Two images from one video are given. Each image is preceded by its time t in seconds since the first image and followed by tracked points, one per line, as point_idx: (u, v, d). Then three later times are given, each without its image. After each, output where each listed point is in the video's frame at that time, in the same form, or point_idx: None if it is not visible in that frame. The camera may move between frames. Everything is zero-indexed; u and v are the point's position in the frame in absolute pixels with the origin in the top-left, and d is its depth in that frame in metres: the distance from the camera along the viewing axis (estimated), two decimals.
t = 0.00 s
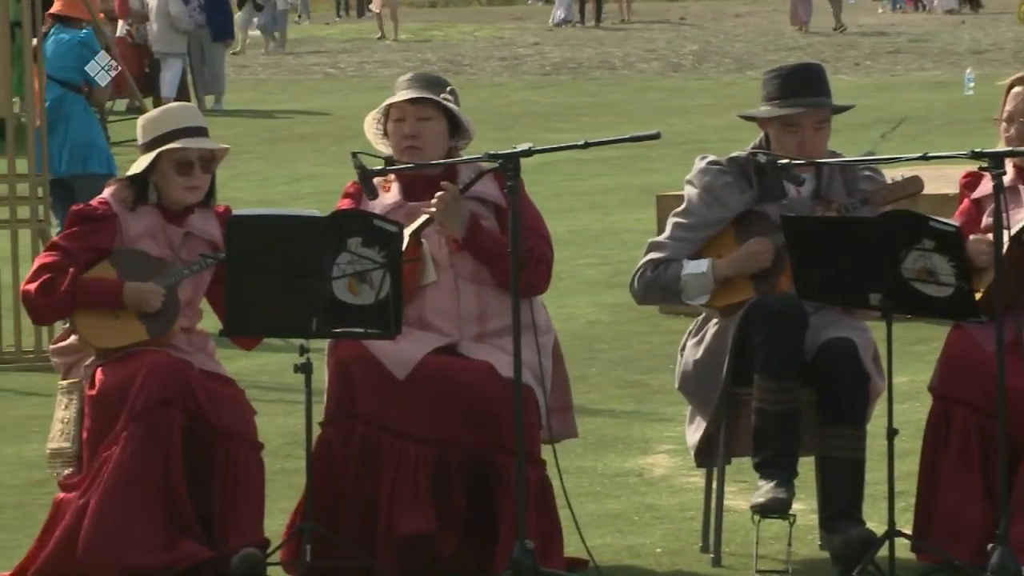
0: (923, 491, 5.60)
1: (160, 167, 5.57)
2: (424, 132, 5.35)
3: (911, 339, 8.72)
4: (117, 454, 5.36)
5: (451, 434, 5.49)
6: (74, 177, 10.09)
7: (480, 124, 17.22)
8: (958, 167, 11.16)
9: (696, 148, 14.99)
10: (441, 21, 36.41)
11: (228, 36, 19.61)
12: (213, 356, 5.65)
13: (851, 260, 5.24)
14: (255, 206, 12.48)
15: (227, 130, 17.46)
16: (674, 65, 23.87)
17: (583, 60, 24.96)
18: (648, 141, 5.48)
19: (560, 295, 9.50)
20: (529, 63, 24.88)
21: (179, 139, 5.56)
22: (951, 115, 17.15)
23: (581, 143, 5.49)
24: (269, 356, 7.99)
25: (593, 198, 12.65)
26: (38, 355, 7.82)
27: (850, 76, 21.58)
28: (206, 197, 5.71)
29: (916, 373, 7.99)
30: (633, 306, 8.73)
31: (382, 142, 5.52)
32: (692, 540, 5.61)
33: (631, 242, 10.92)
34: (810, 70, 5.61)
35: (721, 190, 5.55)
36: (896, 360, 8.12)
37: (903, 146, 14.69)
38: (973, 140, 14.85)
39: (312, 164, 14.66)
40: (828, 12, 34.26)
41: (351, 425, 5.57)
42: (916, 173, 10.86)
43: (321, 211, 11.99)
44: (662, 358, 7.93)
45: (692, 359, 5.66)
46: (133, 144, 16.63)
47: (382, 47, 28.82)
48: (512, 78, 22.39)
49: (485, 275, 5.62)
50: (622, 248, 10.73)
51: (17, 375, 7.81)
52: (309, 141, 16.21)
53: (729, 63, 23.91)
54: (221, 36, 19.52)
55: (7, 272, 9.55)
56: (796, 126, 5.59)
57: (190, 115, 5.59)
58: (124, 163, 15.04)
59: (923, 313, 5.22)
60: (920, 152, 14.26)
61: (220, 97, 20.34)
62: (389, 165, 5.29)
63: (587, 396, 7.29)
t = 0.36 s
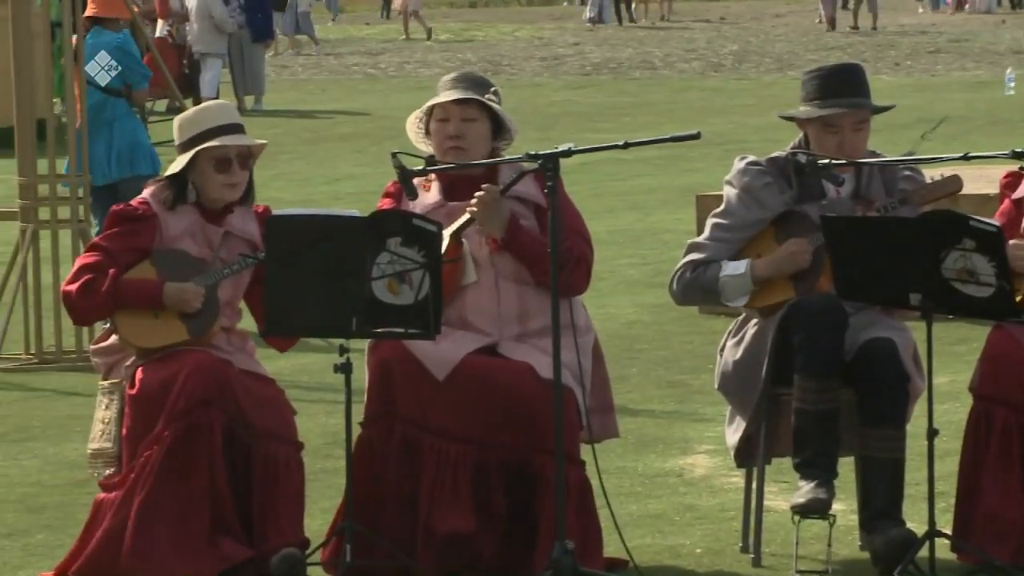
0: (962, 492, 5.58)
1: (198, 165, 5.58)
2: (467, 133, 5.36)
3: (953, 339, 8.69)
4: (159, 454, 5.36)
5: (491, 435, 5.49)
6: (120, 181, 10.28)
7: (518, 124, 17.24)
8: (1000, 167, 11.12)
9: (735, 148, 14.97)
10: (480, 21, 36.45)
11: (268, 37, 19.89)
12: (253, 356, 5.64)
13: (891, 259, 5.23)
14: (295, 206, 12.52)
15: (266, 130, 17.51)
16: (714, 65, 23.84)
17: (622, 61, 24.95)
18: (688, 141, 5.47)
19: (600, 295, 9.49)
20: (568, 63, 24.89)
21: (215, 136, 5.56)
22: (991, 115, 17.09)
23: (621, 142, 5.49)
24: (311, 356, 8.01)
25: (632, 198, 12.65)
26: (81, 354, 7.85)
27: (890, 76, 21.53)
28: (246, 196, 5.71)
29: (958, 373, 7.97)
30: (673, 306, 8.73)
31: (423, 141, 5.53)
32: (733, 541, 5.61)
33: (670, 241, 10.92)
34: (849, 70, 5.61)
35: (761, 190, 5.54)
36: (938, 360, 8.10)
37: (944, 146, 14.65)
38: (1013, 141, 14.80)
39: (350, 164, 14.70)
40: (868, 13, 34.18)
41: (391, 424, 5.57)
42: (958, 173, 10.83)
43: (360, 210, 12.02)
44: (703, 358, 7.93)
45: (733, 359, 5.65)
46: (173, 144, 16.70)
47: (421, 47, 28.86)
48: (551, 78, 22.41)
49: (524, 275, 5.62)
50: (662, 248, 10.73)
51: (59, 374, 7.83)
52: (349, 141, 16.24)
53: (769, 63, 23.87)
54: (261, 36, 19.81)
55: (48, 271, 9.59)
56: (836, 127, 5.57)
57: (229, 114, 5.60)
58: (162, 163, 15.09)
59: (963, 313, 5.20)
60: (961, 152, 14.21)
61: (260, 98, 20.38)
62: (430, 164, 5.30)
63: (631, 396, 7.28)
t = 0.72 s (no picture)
0: (1003, 492, 5.57)
1: (234, 162, 5.59)
2: (516, 138, 5.47)
3: (995, 339, 8.68)
4: (201, 453, 5.35)
5: (531, 435, 5.49)
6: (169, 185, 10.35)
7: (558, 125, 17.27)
8: None
9: (776, 149, 14.96)
10: (520, 22, 36.49)
11: (307, 37, 20.06)
12: (294, 356, 5.63)
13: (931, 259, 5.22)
14: (334, 206, 12.55)
15: (305, 131, 17.55)
16: (754, 65, 23.84)
17: (662, 61, 24.97)
18: (729, 141, 5.47)
19: (641, 296, 9.49)
20: (607, 64, 24.91)
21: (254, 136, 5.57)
22: None
23: (660, 142, 5.48)
24: (352, 356, 8.04)
25: (672, 199, 12.65)
26: (123, 354, 7.88)
27: (930, 76, 21.50)
28: (281, 194, 5.72)
29: (1000, 372, 7.96)
30: (714, 306, 8.74)
31: (466, 143, 5.62)
32: (773, 541, 5.61)
33: (711, 242, 10.92)
34: (890, 70, 5.58)
35: (801, 191, 5.54)
36: (979, 359, 8.09)
37: (984, 147, 14.62)
38: None
39: (388, 164, 14.73)
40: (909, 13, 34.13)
41: (431, 425, 5.57)
42: (998, 172, 10.81)
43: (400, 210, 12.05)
44: (742, 357, 7.94)
45: (773, 359, 5.64)
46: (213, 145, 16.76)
47: (461, 48, 28.90)
48: (591, 79, 22.44)
49: (566, 275, 5.63)
50: (702, 248, 10.73)
51: (101, 374, 7.86)
52: (389, 142, 16.27)
53: (810, 64, 23.86)
54: (300, 37, 19.97)
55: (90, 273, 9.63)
56: (875, 126, 5.55)
57: (267, 113, 5.61)
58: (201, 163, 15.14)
59: (1004, 314, 5.18)
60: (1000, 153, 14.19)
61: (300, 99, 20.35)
62: (470, 165, 5.33)
63: (675, 396, 7.27)
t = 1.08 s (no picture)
0: None
1: (289, 170, 5.59)
2: (558, 136, 5.46)
3: None
4: (247, 453, 5.34)
5: (577, 435, 5.50)
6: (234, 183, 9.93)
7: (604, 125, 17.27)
8: None
9: (821, 149, 14.94)
10: (564, 22, 36.49)
11: (354, 35, 19.88)
12: (339, 357, 5.63)
13: (976, 261, 5.21)
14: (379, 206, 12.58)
15: (348, 131, 17.59)
16: (800, 65, 23.79)
17: (707, 61, 24.94)
18: (774, 141, 5.39)
19: (686, 296, 9.50)
20: (653, 64, 24.89)
21: (310, 146, 5.57)
22: None
23: (706, 142, 5.40)
24: (397, 357, 8.07)
25: (717, 199, 12.65)
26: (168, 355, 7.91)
27: (977, 76, 21.44)
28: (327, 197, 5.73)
29: None
30: (760, 306, 8.76)
31: (513, 139, 5.64)
32: (818, 542, 5.61)
33: (756, 242, 10.92)
34: (936, 70, 5.56)
35: (846, 190, 5.52)
36: None
37: None
38: None
39: (432, 164, 14.75)
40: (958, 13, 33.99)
41: (478, 425, 5.58)
42: None
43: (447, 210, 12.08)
44: (788, 358, 7.95)
45: (819, 359, 5.64)
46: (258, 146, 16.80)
47: (506, 48, 28.89)
48: (637, 79, 22.43)
49: (611, 276, 5.63)
50: (747, 248, 10.74)
51: (147, 374, 7.89)
52: (434, 142, 16.30)
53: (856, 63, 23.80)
54: (346, 36, 19.84)
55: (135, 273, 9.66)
56: (921, 125, 5.54)
57: (322, 121, 5.61)
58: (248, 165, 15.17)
59: None
60: None
61: (345, 99, 20.35)
62: (515, 165, 5.35)
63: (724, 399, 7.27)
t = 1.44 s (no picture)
0: None
1: (342, 167, 5.60)
2: (604, 135, 5.48)
3: None
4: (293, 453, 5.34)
5: (624, 436, 5.51)
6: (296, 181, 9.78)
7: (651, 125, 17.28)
8: None
9: (869, 149, 14.92)
10: (612, 23, 36.50)
11: (399, 38, 19.94)
12: (387, 359, 5.64)
13: None
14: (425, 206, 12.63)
15: (394, 131, 17.64)
16: (847, 66, 23.74)
17: (754, 61, 24.92)
18: (823, 142, 5.35)
19: (732, 297, 9.53)
20: (699, 64, 24.89)
21: (361, 143, 5.58)
22: None
23: (755, 143, 5.31)
24: (445, 357, 8.13)
25: (765, 199, 12.66)
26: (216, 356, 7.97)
27: None
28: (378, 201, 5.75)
29: None
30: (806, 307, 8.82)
31: (560, 140, 5.68)
32: (865, 543, 5.62)
33: (804, 242, 10.93)
34: (983, 69, 5.54)
35: (893, 191, 5.51)
36: None
37: None
38: None
39: (476, 165, 14.79)
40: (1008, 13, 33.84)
41: (524, 426, 5.60)
42: None
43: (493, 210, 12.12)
44: (834, 359, 8.01)
45: (865, 360, 5.64)
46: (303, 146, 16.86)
47: (553, 49, 28.92)
48: (683, 79, 22.43)
49: (658, 277, 5.63)
50: (795, 249, 10.75)
51: (193, 375, 7.94)
52: (481, 142, 16.33)
53: (903, 64, 23.74)
54: (391, 37, 19.86)
55: (181, 273, 9.70)
56: (968, 126, 5.54)
57: (371, 119, 5.60)
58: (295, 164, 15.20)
59: None
60: None
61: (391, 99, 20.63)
62: (562, 166, 5.35)
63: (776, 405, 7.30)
